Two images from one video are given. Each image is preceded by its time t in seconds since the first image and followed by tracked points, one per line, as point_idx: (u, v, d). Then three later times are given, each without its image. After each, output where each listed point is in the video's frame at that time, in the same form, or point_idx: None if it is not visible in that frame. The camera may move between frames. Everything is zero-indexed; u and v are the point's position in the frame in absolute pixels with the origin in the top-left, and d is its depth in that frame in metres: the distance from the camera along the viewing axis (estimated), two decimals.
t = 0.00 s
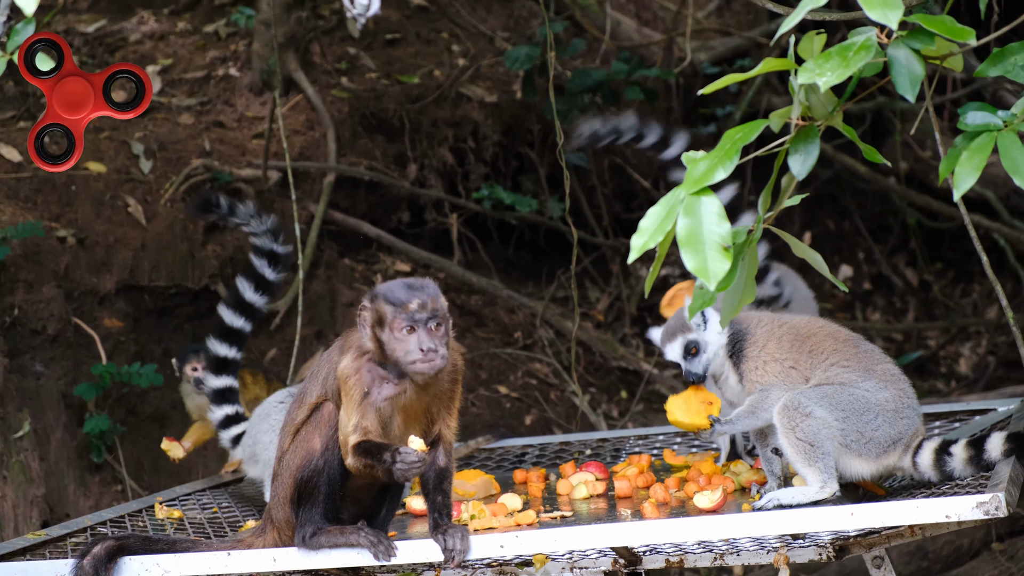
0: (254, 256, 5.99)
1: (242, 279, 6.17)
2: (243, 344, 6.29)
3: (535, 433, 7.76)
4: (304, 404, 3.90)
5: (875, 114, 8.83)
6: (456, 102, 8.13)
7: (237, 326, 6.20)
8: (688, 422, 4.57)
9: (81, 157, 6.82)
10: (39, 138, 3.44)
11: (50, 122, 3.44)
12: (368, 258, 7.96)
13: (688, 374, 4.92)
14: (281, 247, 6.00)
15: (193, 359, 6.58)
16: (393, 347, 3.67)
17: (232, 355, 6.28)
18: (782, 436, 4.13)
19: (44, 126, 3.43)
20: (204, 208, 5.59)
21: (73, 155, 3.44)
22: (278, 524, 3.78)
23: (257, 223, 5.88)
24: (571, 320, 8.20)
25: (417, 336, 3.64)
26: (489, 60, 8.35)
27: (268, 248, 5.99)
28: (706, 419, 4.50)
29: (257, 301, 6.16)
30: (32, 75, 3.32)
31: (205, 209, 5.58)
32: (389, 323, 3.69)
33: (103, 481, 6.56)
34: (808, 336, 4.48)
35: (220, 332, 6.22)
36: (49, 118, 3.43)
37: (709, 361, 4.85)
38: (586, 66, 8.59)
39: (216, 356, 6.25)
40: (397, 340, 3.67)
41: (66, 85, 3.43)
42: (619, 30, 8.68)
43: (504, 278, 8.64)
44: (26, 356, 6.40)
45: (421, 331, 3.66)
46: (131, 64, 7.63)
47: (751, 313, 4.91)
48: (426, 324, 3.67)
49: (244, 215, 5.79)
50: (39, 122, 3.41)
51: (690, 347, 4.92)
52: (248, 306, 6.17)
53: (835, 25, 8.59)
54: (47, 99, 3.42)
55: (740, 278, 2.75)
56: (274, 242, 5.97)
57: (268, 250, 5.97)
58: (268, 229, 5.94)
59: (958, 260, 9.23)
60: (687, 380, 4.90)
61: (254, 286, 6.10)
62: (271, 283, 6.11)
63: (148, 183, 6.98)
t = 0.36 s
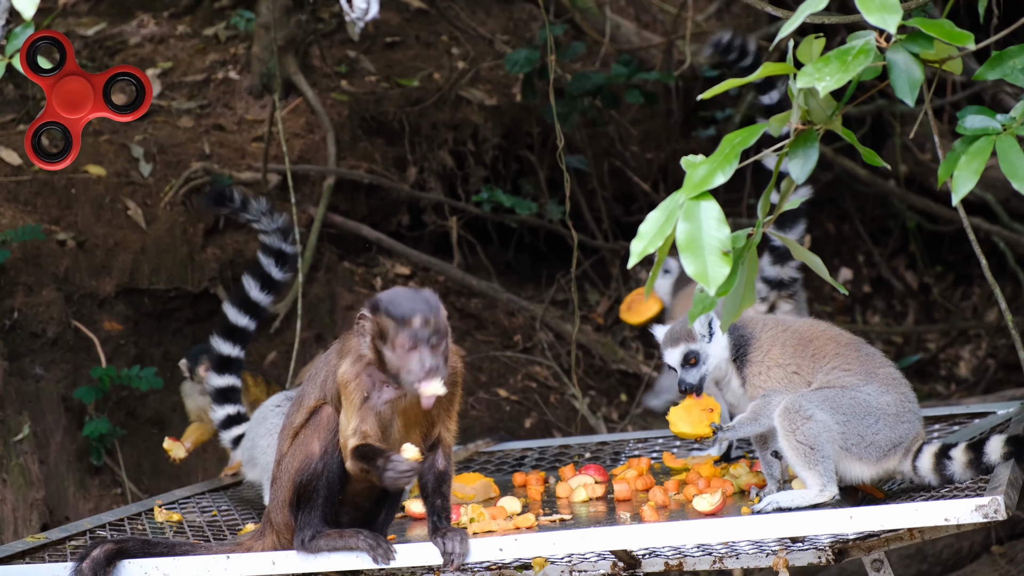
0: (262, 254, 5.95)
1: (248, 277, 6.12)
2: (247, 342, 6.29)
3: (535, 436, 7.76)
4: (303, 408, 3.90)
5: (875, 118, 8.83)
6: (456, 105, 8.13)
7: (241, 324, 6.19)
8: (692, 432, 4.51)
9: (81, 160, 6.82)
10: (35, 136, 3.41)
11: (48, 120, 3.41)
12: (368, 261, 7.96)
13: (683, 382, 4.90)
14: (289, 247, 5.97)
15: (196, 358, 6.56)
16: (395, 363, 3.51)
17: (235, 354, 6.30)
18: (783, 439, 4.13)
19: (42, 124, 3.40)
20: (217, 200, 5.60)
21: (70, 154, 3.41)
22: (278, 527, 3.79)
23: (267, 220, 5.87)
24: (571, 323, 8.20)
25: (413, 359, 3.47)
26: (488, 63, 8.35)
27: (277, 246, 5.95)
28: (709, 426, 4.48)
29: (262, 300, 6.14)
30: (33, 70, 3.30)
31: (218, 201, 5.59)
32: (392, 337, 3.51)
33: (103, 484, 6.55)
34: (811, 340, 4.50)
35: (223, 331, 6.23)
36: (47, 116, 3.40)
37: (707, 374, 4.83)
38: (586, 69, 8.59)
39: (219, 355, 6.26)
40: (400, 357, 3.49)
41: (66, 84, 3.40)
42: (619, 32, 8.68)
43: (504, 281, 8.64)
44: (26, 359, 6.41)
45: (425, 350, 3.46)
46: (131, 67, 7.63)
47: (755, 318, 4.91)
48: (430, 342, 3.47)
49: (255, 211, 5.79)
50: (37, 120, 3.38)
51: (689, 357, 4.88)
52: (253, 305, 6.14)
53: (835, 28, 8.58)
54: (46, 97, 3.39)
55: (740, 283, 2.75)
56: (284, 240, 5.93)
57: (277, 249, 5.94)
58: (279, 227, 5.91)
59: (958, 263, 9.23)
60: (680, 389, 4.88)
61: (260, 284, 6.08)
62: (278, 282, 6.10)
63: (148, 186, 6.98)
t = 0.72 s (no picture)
0: (263, 255, 5.87)
1: (250, 278, 6.04)
2: (249, 343, 6.29)
3: (535, 440, 7.76)
4: (304, 410, 3.89)
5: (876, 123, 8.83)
6: (457, 109, 8.14)
7: (243, 325, 6.18)
8: (689, 420, 4.55)
9: (82, 162, 6.82)
10: (33, 134, 3.40)
11: (47, 118, 3.40)
12: (369, 264, 7.96)
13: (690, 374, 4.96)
14: (291, 247, 5.86)
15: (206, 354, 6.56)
16: (387, 378, 3.56)
17: (237, 355, 6.30)
18: (782, 444, 4.13)
19: (40, 121, 3.39)
20: (216, 200, 5.50)
21: (66, 153, 3.41)
22: (278, 530, 3.79)
23: (268, 221, 5.76)
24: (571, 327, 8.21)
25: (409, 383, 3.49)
26: (490, 67, 8.36)
27: (278, 247, 5.85)
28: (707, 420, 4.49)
29: (264, 300, 6.07)
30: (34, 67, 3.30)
31: (217, 202, 5.48)
32: (392, 355, 3.56)
33: (103, 487, 6.55)
34: (811, 345, 4.49)
35: (226, 331, 6.24)
36: (46, 114, 3.39)
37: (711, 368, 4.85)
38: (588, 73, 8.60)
39: (222, 356, 6.28)
40: (393, 373, 3.54)
41: (66, 84, 3.40)
42: (621, 37, 8.70)
43: (505, 285, 8.64)
44: (26, 362, 6.40)
45: (413, 380, 3.49)
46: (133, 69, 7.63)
47: (757, 321, 4.90)
48: (420, 374, 3.49)
49: (256, 211, 5.70)
50: (35, 117, 3.38)
51: (698, 350, 4.94)
52: (255, 306, 6.11)
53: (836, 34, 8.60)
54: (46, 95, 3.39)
55: (742, 289, 2.75)
56: (284, 240, 5.82)
57: (278, 249, 5.85)
58: (279, 228, 5.79)
59: (959, 269, 9.23)
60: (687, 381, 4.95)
61: (262, 286, 5.99)
62: (279, 283, 6.00)
63: (149, 189, 7.00)
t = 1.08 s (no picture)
0: (254, 266, 5.86)
1: (242, 288, 6.09)
2: (244, 354, 6.31)
3: (536, 442, 7.76)
4: (302, 408, 3.88)
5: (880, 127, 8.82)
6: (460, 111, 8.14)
7: (237, 336, 6.21)
8: (687, 417, 4.64)
9: (85, 161, 6.82)
10: (30, 131, 3.38)
11: (45, 116, 3.39)
12: (371, 265, 7.95)
13: (683, 371, 4.97)
14: (281, 257, 5.83)
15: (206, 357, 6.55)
16: (394, 347, 3.57)
17: (234, 365, 6.31)
18: (782, 446, 4.11)
19: (38, 119, 3.37)
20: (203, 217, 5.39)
21: (63, 152, 3.39)
22: (275, 530, 3.73)
23: (256, 232, 5.76)
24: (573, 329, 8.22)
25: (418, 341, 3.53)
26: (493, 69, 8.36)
27: (268, 258, 5.83)
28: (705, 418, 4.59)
29: (257, 310, 6.11)
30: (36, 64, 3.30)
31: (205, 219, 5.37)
32: (399, 320, 3.61)
33: (104, 486, 6.55)
34: (811, 346, 4.50)
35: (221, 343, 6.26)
36: (44, 112, 3.38)
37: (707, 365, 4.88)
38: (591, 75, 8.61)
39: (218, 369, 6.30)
40: (400, 340, 3.57)
41: (66, 83, 3.39)
42: (625, 39, 8.71)
43: (507, 287, 8.64)
44: (27, 361, 6.41)
45: (423, 340, 3.54)
46: (136, 69, 7.65)
47: (761, 322, 4.89)
48: (430, 335, 3.55)
49: (243, 224, 5.67)
50: (33, 114, 3.36)
51: (692, 347, 4.94)
52: (249, 314, 6.13)
53: (841, 37, 8.60)
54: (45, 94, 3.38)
55: (746, 293, 2.75)
56: (273, 251, 5.80)
57: (268, 260, 5.81)
58: (268, 238, 5.80)
59: (961, 273, 9.22)
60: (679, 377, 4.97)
61: (254, 296, 6.02)
62: (271, 292, 6.00)
63: (152, 189, 7.00)
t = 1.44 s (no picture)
0: (257, 252, 6.11)
1: (243, 278, 6.24)
2: (246, 345, 6.29)
3: (534, 440, 7.76)
4: (303, 406, 3.88)
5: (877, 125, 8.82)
6: (459, 109, 8.13)
7: (239, 327, 6.24)
8: (688, 420, 4.47)
9: (83, 159, 6.82)
10: (28, 128, 3.38)
11: (44, 114, 3.39)
12: (368, 263, 7.90)
13: (702, 370, 4.87)
14: (283, 244, 6.14)
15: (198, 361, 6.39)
16: (403, 310, 3.47)
17: (236, 357, 6.28)
18: (780, 444, 4.12)
19: (37, 117, 3.37)
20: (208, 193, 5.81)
21: (59, 150, 3.38)
22: (275, 526, 3.79)
23: (259, 218, 6.11)
24: (571, 327, 8.22)
25: (429, 300, 3.43)
26: (492, 66, 8.36)
27: (271, 244, 6.12)
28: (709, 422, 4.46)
29: (259, 300, 6.23)
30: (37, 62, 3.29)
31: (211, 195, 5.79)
32: (407, 286, 3.51)
33: (101, 484, 6.54)
34: (812, 345, 4.50)
35: (222, 334, 6.23)
36: (44, 109, 3.38)
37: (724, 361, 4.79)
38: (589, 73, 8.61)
39: (220, 359, 6.24)
40: (409, 302, 3.47)
41: (66, 82, 3.39)
42: (623, 37, 8.70)
43: (505, 285, 8.64)
44: (26, 359, 6.40)
45: (432, 299, 3.43)
46: (133, 67, 7.66)
47: (760, 319, 4.90)
48: (439, 296, 3.44)
49: (247, 207, 6.02)
50: (33, 112, 3.37)
51: (710, 345, 4.84)
52: (250, 306, 6.23)
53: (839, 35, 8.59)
54: (46, 91, 3.38)
55: (741, 290, 2.76)
56: (277, 238, 6.11)
57: (271, 247, 6.11)
58: (272, 225, 6.11)
59: (959, 271, 9.21)
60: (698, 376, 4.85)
61: (256, 284, 6.19)
62: (274, 280, 6.23)
63: (149, 187, 7.00)
